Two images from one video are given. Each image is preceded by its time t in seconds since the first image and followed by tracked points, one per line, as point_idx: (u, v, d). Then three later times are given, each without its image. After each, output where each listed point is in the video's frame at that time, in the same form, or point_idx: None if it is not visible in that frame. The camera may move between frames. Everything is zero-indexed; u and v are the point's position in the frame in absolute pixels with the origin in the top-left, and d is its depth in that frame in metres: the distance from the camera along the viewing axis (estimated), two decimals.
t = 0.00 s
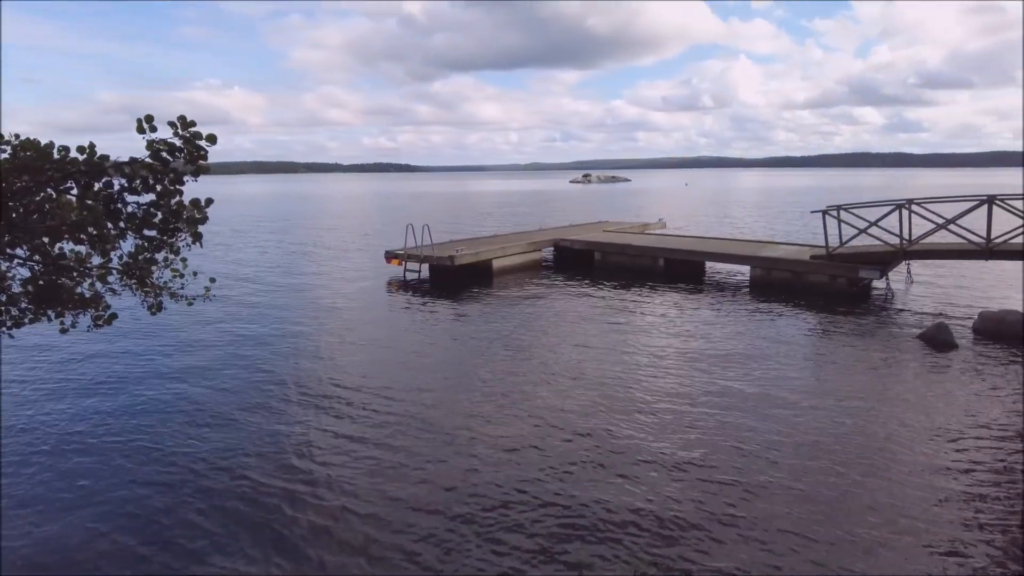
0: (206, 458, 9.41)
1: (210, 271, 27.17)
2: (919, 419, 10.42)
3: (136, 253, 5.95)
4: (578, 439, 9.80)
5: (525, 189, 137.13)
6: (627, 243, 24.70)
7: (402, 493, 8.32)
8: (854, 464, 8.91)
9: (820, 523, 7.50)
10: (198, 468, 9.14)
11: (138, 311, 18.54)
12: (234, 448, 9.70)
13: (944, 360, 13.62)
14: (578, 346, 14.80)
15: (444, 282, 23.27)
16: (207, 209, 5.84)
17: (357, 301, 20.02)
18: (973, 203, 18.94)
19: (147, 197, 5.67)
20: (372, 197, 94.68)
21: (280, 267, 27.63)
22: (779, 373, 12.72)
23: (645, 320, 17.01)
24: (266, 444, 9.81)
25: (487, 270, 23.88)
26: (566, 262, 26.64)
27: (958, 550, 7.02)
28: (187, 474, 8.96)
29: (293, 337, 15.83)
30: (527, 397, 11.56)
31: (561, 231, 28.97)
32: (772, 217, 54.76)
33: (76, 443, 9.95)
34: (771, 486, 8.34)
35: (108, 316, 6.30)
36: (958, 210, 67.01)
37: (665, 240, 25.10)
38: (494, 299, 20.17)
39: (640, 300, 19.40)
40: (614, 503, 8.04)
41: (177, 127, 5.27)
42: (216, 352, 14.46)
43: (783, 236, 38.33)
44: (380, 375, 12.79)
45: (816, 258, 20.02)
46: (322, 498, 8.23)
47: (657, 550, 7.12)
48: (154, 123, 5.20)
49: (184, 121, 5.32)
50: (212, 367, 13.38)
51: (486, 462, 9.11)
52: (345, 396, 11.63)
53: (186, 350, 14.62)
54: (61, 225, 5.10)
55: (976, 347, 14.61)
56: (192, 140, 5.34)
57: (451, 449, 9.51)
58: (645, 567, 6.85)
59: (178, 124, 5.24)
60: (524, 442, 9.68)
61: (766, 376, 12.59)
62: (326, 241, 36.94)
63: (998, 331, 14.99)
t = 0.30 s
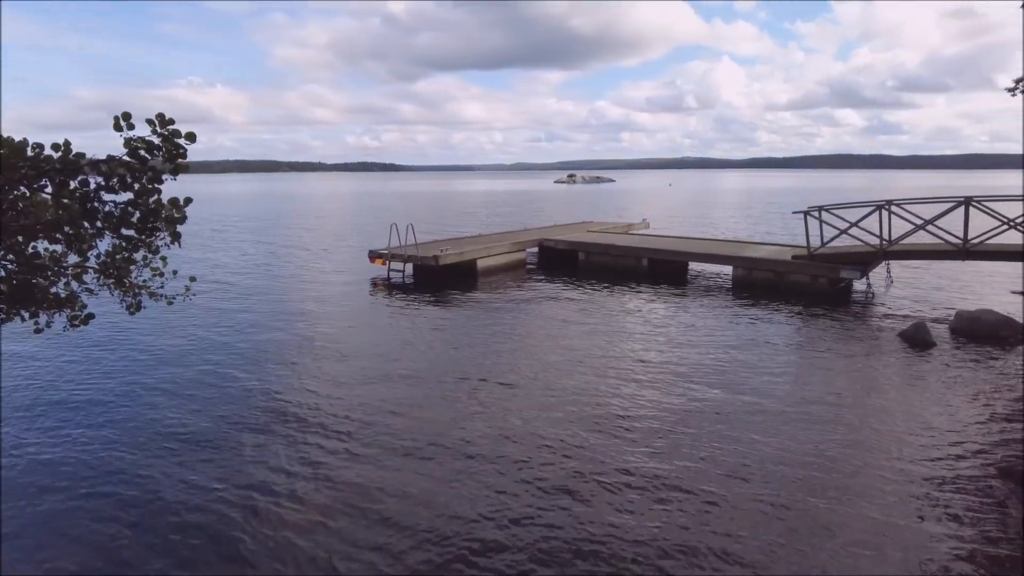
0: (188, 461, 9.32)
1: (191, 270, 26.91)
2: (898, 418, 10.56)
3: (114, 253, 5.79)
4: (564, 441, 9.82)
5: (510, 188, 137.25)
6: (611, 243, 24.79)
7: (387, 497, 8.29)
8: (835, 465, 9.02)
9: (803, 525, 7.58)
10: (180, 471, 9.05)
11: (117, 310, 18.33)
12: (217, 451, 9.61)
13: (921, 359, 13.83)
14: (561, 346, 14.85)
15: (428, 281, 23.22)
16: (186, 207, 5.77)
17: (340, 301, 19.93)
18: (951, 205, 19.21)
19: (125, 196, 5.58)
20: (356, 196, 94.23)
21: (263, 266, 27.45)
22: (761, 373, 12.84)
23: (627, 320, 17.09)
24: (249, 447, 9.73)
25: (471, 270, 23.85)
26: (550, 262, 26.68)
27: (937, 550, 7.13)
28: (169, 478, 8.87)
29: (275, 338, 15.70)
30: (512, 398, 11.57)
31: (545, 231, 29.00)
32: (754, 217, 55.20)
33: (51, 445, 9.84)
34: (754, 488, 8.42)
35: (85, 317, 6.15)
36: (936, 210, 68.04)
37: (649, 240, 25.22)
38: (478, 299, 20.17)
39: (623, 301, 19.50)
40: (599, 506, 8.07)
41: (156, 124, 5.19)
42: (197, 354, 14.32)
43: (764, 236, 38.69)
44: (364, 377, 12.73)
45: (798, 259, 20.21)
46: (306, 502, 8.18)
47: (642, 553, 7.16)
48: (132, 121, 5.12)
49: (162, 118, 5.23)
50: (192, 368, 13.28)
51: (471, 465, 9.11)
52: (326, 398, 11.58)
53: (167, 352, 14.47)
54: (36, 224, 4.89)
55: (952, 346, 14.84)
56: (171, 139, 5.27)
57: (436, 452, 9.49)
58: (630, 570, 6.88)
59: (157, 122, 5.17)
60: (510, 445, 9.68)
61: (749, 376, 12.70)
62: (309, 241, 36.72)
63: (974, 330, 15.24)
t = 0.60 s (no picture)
0: (167, 466, 9.15)
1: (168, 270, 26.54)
2: (876, 417, 10.70)
3: (88, 253, 5.68)
4: (548, 442, 9.80)
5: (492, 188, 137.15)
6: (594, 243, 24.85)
7: (370, 500, 8.21)
8: (817, 464, 9.09)
9: (785, 525, 7.63)
10: (158, 476, 8.89)
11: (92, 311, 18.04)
12: (196, 455, 9.46)
13: (898, 358, 14.05)
14: (543, 346, 14.89)
15: (410, 281, 23.12)
16: (163, 208, 5.64)
17: (321, 302, 19.78)
18: (928, 205, 19.50)
19: (99, 195, 5.44)
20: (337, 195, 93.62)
21: (242, 266, 27.17)
22: (742, 373, 12.92)
23: (609, 320, 17.17)
24: (229, 450, 9.59)
25: (454, 269, 23.78)
26: (533, 262, 26.67)
27: (916, 547, 7.21)
28: (147, 482, 8.71)
29: (256, 339, 15.51)
30: (495, 399, 11.54)
31: (528, 230, 29.00)
32: (734, 218, 55.67)
33: (23, 447, 9.67)
34: (737, 488, 8.46)
35: (58, 318, 6.00)
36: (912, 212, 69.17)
37: (631, 240, 25.33)
38: (460, 299, 20.12)
39: (605, 301, 19.57)
40: (583, 507, 8.06)
41: (131, 123, 5.08)
42: (175, 356, 14.09)
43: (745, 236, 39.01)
44: (345, 379, 12.60)
45: (777, 259, 20.42)
46: (288, 506, 8.07)
47: (625, 554, 7.16)
48: (107, 119, 5.01)
49: (138, 116, 5.12)
50: (170, 370, 13.12)
51: (455, 467, 9.05)
52: (308, 400, 11.52)
53: (144, 354, 14.23)
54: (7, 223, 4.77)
55: (928, 345, 15.08)
56: (148, 137, 5.16)
57: (420, 454, 9.42)
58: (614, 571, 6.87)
59: (132, 119, 5.06)
60: (494, 447, 9.65)
61: (730, 376, 12.77)
62: (289, 241, 36.39)
63: (949, 330, 15.50)
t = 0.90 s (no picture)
0: (145, 471, 9.03)
1: (145, 270, 26.15)
2: (853, 415, 10.87)
3: (60, 253, 5.57)
4: (530, 442, 9.82)
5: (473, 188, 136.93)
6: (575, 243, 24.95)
7: (353, 503, 8.17)
8: (797, 462, 9.21)
9: (766, 522, 7.73)
10: (137, 481, 8.77)
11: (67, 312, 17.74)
12: (175, 460, 9.33)
13: (874, 356, 14.30)
14: (525, 346, 14.92)
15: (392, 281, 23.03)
16: (137, 207, 5.54)
17: (301, 302, 19.65)
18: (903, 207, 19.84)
19: (72, 194, 5.35)
20: (318, 195, 92.87)
21: (220, 266, 26.86)
22: (722, 372, 13.05)
23: (591, 320, 17.25)
24: (209, 454, 9.49)
25: (436, 269, 23.72)
26: (514, 262, 26.70)
27: (892, 542, 7.35)
28: (126, 487, 8.59)
29: (235, 341, 15.35)
30: (478, 399, 11.53)
31: (510, 230, 29.02)
32: (714, 218, 56.22)
33: None
34: (718, 486, 8.57)
35: (28, 318, 5.88)
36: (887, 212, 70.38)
37: (612, 240, 25.45)
38: (442, 299, 20.09)
39: (587, 301, 19.66)
40: (566, 507, 8.09)
41: (105, 121, 4.99)
42: (153, 358, 13.89)
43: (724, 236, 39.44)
44: (328, 380, 12.52)
45: (756, 259, 20.65)
46: (270, 510, 8.00)
47: (609, 553, 7.21)
48: (79, 116, 4.91)
49: (112, 114, 5.02)
50: (147, 373, 12.96)
51: (439, 468, 9.03)
52: (289, 401, 11.46)
53: (121, 356, 14.03)
54: None
55: (903, 343, 15.37)
56: (122, 135, 5.06)
57: (403, 455, 9.40)
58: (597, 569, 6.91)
59: (106, 118, 4.96)
60: (477, 446, 9.66)
61: (711, 375, 12.90)
62: (269, 241, 36.04)
63: (923, 328, 15.80)
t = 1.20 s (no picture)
0: (121, 475, 8.88)
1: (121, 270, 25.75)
2: (830, 414, 11.03)
3: (33, 251, 5.46)
4: (511, 443, 9.84)
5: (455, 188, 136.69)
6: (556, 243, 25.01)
7: (335, 505, 8.12)
8: (776, 460, 9.33)
9: (747, 520, 7.82)
10: (113, 486, 8.62)
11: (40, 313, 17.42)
12: (153, 464, 9.19)
13: (850, 355, 14.54)
14: (506, 346, 14.94)
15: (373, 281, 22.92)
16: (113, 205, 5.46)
17: (281, 303, 19.50)
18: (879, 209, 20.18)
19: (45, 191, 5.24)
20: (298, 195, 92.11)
21: (198, 266, 26.53)
22: (702, 372, 13.16)
23: (572, 320, 17.33)
24: (188, 458, 9.36)
25: (417, 269, 23.64)
26: (496, 262, 26.71)
27: (869, 537, 7.48)
28: (102, 493, 8.44)
29: (213, 342, 15.17)
30: (460, 400, 11.52)
31: (492, 231, 29.03)
32: (693, 218, 56.77)
33: None
34: (699, 485, 8.64)
35: None
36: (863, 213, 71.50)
37: (593, 240, 25.57)
38: (423, 299, 20.05)
39: (568, 300, 19.74)
40: (549, 507, 8.11)
41: (79, 117, 4.91)
42: (129, 360, 13.67)
43: (703, 236, 39.81)
44: (308, 382, 12.42)
45: (735, 259, 20.86)
46: (250, 514, 7.91)
47: (592, 553, 7.24)
48: (52, 112, 4.83)
49: (86, 110, 4.95)
50: (124, 375, 12.78)
51: (421, 470, 9.01)
52: (268, 403, 11.36)
53: (96, 358, 13.82)
54: None
55: (878, 343, 15.64)
56: (96, 132, 4.99)
57: (385, 457, 9.36)
58: (578, 568, 6.95)
59: (80, 114, 4.89)
60: (458, 448, 9.64)
61: (691, 375, 13.00)
62: (248, 241, 35.68)
63: (898, 328, 16.07)
